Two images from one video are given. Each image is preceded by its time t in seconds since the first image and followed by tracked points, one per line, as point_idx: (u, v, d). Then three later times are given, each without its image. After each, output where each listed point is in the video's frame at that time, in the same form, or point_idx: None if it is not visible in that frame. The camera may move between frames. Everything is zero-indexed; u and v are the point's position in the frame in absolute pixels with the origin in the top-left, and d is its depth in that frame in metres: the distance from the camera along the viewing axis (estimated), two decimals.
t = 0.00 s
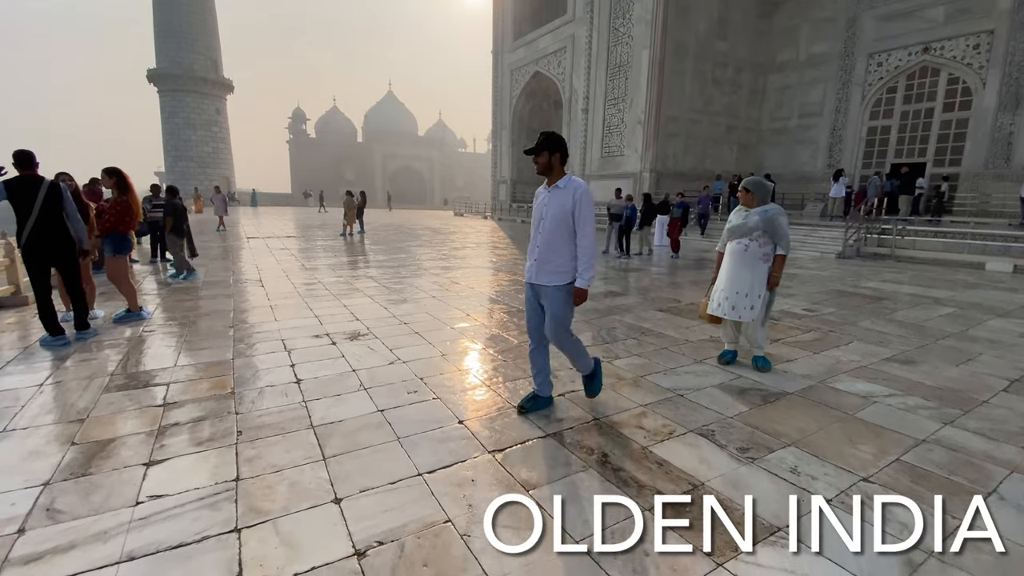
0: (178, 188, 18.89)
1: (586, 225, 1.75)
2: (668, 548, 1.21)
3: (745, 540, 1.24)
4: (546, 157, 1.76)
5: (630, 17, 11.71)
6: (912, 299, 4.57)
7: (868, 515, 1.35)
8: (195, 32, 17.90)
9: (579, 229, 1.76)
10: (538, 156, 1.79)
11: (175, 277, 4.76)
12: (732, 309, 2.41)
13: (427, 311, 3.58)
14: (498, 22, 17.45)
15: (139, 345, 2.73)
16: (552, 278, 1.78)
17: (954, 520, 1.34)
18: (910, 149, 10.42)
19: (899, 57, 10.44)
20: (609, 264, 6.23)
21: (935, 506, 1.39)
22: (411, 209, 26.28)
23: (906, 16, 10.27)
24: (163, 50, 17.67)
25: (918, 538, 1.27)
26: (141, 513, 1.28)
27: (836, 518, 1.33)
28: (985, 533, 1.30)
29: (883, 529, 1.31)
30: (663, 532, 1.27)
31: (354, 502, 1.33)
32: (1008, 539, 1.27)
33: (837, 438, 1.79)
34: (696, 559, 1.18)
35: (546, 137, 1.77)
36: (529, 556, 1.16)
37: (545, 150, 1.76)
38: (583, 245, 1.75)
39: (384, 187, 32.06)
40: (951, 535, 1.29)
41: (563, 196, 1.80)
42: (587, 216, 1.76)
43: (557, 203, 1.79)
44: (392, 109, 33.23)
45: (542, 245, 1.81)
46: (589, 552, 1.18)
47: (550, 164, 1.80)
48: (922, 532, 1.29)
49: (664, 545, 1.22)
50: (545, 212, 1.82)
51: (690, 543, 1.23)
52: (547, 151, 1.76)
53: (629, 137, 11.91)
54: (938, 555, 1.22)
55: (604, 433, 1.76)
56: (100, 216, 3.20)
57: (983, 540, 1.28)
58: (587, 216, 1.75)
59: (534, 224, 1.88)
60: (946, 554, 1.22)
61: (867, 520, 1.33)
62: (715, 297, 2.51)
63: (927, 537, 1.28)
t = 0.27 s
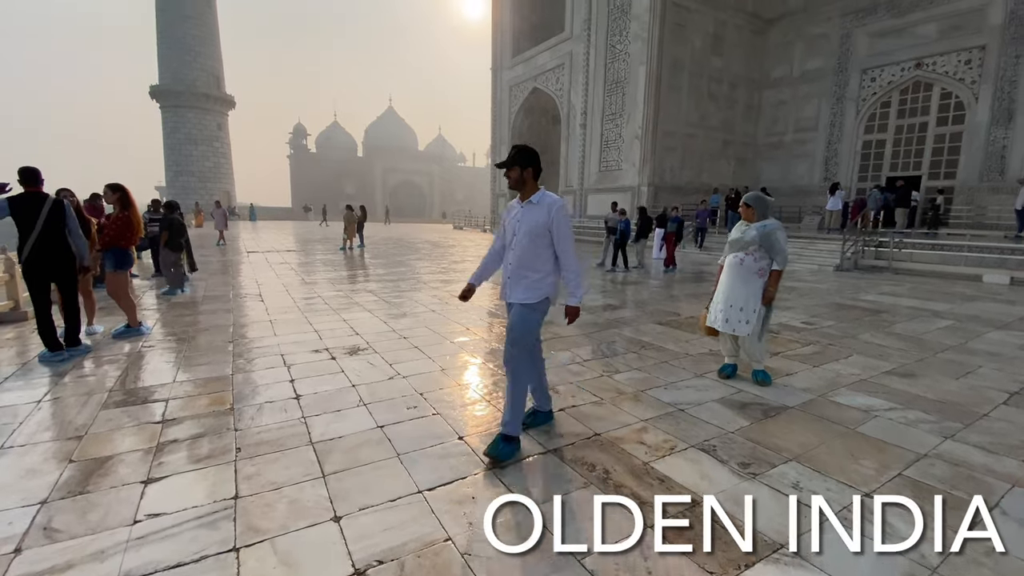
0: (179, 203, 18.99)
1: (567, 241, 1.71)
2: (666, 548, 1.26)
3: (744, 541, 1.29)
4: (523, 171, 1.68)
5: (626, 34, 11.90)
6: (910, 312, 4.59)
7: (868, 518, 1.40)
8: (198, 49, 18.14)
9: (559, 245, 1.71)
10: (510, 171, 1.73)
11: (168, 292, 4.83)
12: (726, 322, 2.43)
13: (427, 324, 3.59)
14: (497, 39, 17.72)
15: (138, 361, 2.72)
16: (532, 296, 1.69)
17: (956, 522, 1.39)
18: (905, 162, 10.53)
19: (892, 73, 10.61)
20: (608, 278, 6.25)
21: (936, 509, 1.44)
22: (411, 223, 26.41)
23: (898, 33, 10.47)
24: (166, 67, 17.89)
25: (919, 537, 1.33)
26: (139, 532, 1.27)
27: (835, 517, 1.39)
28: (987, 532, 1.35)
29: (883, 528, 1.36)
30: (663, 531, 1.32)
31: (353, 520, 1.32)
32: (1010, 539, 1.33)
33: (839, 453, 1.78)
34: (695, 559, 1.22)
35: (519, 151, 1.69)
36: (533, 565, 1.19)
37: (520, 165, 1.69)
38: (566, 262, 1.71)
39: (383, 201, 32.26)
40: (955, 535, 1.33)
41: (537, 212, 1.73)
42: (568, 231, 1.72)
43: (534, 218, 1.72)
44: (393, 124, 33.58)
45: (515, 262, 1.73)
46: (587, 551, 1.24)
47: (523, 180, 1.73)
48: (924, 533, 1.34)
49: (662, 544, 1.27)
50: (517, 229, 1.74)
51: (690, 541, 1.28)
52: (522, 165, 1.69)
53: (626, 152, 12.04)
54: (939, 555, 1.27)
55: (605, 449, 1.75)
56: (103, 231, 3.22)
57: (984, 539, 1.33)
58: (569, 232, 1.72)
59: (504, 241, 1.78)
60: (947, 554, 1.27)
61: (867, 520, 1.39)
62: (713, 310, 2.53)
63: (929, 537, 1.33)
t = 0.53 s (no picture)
0: (178, 219, 19.04)
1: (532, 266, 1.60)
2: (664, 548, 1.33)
3: (744, 541, 1.35)
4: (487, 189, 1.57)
5: (622, 52, 12.10)
6: (908, 326, 4.60)
7: (870, 523, 1.46)
8: (200, 68, 18.37)
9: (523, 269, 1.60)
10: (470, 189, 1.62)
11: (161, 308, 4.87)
12: (721, 336, 2.46)
13: (426, 340, 3.58)
14: (495, 58, 18.00)
15: (135, 379, 2.70)
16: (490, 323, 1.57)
17: (957, 523, 1.45)
18: (900, 177, 10.65)
19: (885, 89, 10.78)
20: (607, 293, 6.26)
21: (937, 512, 1.50)
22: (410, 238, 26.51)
23: (889, 51, 10.67)
24: (168, 86, 18.10)
25: (919, 539, 1.39)
26: (134, 554, 1.25)
27: (837, 519, 1.46)
28: (987, 533, 1.42)
29: (884, 530, 1.42)
30: (664, 532, 1.39)
31: (351, 542, 1.30)
32: (1010, 540, 1.38)
33: (840, 470, 1.77)
34: (695, 557, 1.29)
35: (485, 167, 1.58)
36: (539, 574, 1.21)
37: (484, 181, 1.58)
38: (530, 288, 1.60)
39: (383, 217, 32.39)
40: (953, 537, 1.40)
41: (498, 233, 1.61)
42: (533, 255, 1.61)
43: (498, 239, 1.60)
44: (392, 141, 33.91)
45: (473, 286, 1.62)
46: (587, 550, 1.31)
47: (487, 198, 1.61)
48: (924, 534, 1.40)
49: (661, 545, 1.34)
50: (477, 251, 1.63)
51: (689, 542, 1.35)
52: (486, 181, 1.58)
53: (623, 167, 12.16)
54: (939, 554, 1.33)
55: (606, 466, 1.74)
56: (104, 249, 3.23)
57: (984, 539, 1.39)
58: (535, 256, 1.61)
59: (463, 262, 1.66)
60: (947, 553, 1.33)
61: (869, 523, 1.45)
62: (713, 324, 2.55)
63: (928, 538, 1.40)
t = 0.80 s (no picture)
0: (176, 235, 19.06)
1: (481, 282, 1.45)
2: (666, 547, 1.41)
3: (745, 541, 1.43)
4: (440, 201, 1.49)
5: (618, 70, 12.29)
6: (907, 340, 4.60)
7: (869, 528, 1.51)
8: (201, 86, 18.60)
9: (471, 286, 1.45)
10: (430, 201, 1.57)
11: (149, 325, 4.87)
12: (724, 351, 2.47)
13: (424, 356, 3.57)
14: (493, 76, 18.26)
15: (131, 398, 2.68)
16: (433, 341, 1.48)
17: (958, 525, 1.53)
18: (894, 191, 10.76)
19: (877, 105, 10.95)
20: (606, 307, 6.27)
21: (940, 515, 1.57)
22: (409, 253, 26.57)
23: (880, 68, 10.86)
24: (170, 104, 18.32)
25: (918, 538, 1.47)
26: None
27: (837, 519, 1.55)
28: (987, 533, 1.49)
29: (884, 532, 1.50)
30: (664, 533, 1.47)
31: (348, 564, 1.28)
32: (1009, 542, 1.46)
33: (842, 487, 1.76)
34: (694, 558, 1.36)
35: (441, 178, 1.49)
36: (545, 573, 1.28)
37: (438, 193, 1.49)
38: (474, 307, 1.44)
39: (381, 232, 32.49)
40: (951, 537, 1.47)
41: (441, 247, 1.51)
42: (483, 272, 1.45)
43: (447, 253, 1.49)
44: (391, 157, 34.20)
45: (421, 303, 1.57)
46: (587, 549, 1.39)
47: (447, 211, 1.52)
48: (924, 535, 1.48)
49: (662, 544, 1.43)
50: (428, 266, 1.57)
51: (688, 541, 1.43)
52: (441, 193, 1.49)
53: (620, 183, 12.26)
54: (937, 556, 1.40)
55: (606, 485, 1.73)
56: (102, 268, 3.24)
57: (985, 539, 1.47)
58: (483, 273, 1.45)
59: (420, 276, 1.58)
60: (946, 555, 1.41)
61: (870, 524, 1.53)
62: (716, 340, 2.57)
63: (928, 538, 1.47)
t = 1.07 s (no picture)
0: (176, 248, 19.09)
1: (421, 307, 1.30)
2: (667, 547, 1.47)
3: (745, 540, 1.50)
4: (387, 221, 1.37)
5: (615, 84, 12.44)
6: (906, 351, 4.59)
7: (868, 525, 1.60)
8: (202, 100, 18.76)
9: (410, 311, 1.30)
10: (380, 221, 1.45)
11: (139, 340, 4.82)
12: (728, 366, 2.45)
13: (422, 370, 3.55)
14: (491, 90, 18.46)
15: (127, 413, 2.66)
16: (370, 373, 1.34)
17: (958, 526, 1.59)
18: (890, 203, 10.85)
19: (871, 118, 11.08)
20: (604, 319, 6.26)
21: (939, 517, 1.64)
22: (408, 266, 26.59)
23: (874, 81, 11.01)
24: (171, 118, 18.45)
25: (918, 537, 1.54)
26: None
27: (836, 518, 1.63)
28: (987, 532, 1.56)
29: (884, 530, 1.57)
30: (666, 532, 1.54)
31: None
32: (1010, 540, 1.52)
33: (843, 501, 1.75)
34: (694, 557, 1.42)
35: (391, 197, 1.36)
36: None
37: (386, 213, 1.36)
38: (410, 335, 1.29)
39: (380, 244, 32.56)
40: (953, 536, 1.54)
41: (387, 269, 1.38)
42: (426, 297, 1.30)
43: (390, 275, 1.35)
44: (390, 170, 34.42)
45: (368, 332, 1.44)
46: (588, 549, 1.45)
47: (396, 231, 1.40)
48: (925, 535, 1.54)
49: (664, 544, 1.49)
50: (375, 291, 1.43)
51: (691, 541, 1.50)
52: (388, 212, 1.36)
53: (618, 195, 12.35)
54: (940, 554, 1.46)
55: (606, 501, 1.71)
56: (100, 282, 3.24)
57: (986, 539, 1.53)
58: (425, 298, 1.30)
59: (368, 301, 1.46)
60: (949, 553, 1.46)
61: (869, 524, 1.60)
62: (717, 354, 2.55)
63: (929, 537, 1.54)
